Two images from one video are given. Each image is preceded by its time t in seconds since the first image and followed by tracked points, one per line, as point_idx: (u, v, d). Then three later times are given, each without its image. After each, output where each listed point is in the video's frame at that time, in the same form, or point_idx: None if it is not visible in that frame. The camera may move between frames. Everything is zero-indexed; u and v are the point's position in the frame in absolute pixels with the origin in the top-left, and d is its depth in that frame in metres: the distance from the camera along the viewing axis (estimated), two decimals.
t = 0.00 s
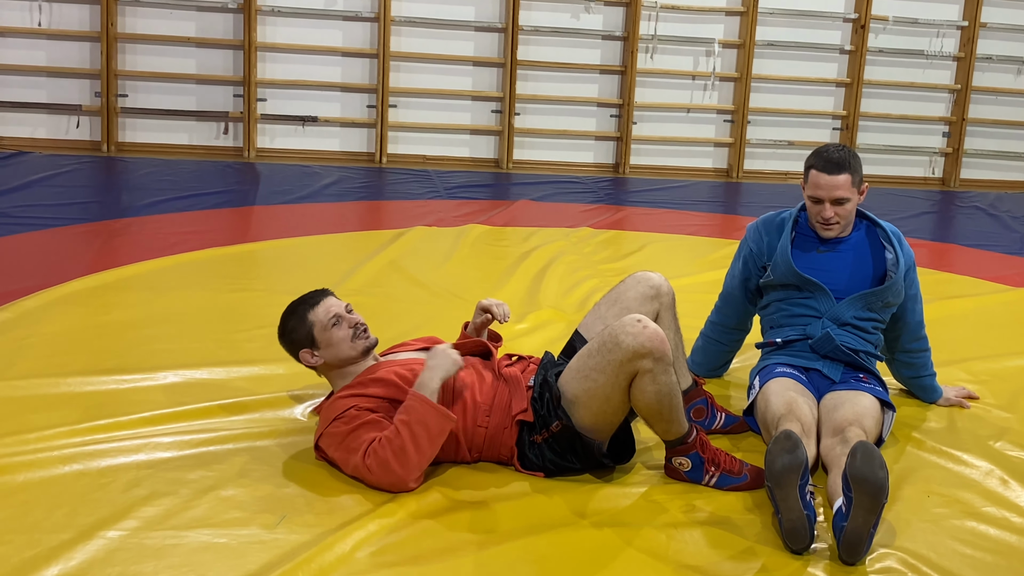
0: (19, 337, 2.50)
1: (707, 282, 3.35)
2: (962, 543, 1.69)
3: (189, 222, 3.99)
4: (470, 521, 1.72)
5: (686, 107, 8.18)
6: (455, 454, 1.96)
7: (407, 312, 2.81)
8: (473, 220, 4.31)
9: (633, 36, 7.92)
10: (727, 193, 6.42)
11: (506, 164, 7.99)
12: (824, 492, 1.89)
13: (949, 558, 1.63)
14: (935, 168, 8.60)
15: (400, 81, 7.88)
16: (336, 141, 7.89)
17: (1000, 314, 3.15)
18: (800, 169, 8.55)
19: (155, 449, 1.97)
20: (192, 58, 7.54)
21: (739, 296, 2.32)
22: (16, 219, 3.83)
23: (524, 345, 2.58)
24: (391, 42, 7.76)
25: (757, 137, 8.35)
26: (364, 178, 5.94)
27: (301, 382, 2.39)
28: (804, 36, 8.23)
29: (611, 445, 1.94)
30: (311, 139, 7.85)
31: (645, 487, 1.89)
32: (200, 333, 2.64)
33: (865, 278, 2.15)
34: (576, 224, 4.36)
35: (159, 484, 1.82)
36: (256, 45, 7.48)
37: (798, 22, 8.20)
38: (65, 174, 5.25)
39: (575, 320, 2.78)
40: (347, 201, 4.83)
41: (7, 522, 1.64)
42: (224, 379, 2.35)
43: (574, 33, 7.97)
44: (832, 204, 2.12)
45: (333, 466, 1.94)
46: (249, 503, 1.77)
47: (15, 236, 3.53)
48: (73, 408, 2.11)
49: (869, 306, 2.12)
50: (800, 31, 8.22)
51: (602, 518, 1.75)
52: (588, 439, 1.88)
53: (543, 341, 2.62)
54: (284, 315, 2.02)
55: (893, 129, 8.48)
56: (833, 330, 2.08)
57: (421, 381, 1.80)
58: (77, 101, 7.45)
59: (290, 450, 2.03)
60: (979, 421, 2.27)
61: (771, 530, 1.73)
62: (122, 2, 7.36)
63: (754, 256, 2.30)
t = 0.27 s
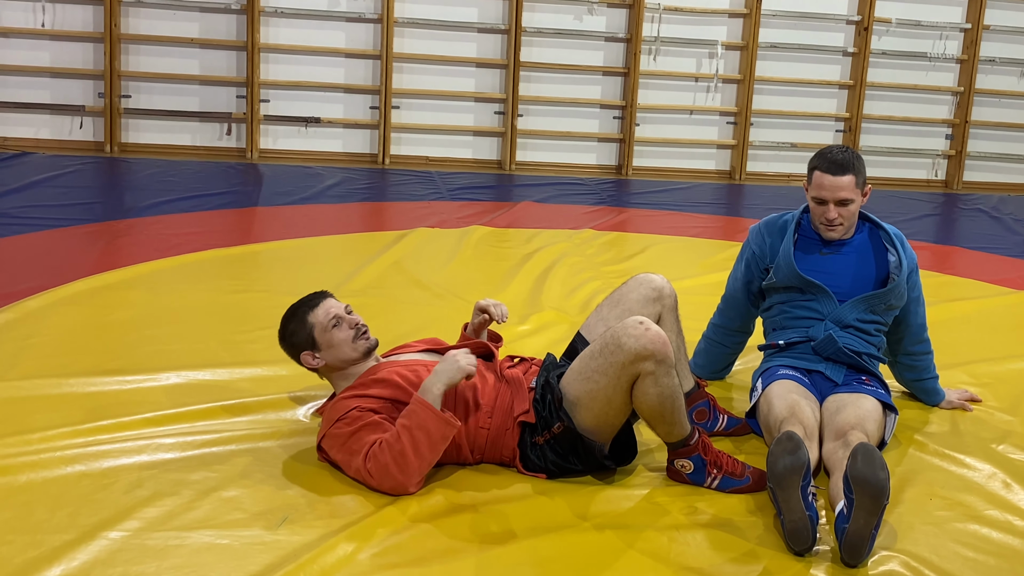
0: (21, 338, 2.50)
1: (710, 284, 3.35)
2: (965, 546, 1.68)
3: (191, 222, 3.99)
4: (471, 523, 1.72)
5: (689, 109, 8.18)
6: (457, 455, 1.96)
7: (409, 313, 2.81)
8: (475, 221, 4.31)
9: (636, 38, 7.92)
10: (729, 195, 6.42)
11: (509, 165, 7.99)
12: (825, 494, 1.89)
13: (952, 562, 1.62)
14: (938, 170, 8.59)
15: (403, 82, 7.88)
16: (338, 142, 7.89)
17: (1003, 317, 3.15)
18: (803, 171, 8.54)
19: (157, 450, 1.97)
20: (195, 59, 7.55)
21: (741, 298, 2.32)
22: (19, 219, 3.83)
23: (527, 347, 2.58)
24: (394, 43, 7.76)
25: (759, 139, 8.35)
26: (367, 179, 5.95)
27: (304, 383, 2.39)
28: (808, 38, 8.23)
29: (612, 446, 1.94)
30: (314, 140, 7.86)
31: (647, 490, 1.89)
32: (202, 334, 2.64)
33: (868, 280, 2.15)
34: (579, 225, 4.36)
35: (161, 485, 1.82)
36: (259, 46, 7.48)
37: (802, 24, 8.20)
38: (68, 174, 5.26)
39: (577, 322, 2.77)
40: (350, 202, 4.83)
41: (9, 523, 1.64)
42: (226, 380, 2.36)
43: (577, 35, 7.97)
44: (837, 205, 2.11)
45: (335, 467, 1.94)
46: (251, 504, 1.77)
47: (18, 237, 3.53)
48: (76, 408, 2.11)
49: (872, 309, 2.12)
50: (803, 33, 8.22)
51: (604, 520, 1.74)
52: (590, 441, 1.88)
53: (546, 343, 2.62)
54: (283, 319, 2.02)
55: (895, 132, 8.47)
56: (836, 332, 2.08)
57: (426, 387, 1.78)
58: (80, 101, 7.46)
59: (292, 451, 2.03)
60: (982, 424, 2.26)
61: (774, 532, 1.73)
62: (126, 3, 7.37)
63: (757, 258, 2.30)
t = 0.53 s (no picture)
0: (23, 338, 2.50)
1: (712, 286, 3.35)
2: (966, 549, 1.68)
3: (193, 224, 4.00)
4: (473, 525, 1.72)
5: (691, 111, 8.18)
6: (458, 457, 1.96)
7: (411, 315, 2.81)
8: (477, 223, 4.31)
9: (638, 39, 7.92)
10: (732, 197, 6.42)
11: (511, 167, 7.99)
12: (826, 496, 1.89)
13: (953, 564, 1.63)
14: (940, 173, 8.59)
15: (405, 84, 7.88)
16: (340, 144, 7.89)
17: (1006, 320, 3.15)
18: (805, 173, 8.54)
19: (159, 451, 1.97)
20: (197, 60, 7.55)
21: (743, 300, 2.32)
22: (22, 220, 3.84)
23: (528, 348, 2.58)
24: (396, 45, 7.77)
25: (762, 141, 8.35)
26: (369, 181, 5.95)
27: (305, 384, 2.39)
28: (810, 40, 8.23)
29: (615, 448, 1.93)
30: (316, 141, 7.86)
31: (649, 491, 1.89)
32: (204, 336, 2.64)
33: (870, 282, 2.15)
34: (581, 227, 4.36)
35: (163, 486, 1.82)
36: (261, 47, 7.49)
37: (805, 26, 8.20)
38: (70, 176, 5.26)
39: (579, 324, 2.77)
40: (353, 204, 4.84)
41: (10, 523, 1.64)
42: (228, 382, 2.36)
43: (579, 37, 7.97)
44: (840, 207, 2.11)
45: (336, 469, 1.95)
46: (253, 506, 1.77)
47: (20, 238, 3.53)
48: (77, 409, 2.11)
49: (873, 311, 2.11)
50: (805, 36, 8.21)
51: (604, 522, 1.74)
52: (592, 444, 1.87)
53: (547, 345, 2.62)
54: (287, 319, 2.00)
55: (897, 134, 8.47)
56: (838, 335, 2.08)
57: (405, 381, 1.83)
58: (83, 103, 7.47)
59: (294, 452, 2.03)
60: (984, 427, 2.26)
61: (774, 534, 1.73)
62: (128, 5, 7.37)
63: (758, 262, 2.30)
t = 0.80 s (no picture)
0: (24, 340, 2.50)
1: (713, 288, 3.35)
2: (967, 551, 1.68)
3: (195, 225, 4.00)
4: (474, 526, 1.71)
5: (692, 112, 8.18)
6: (459, 461, 1.97)
7: (412, 317, 2.81)
8: (478, 224, 4.31)
9: (640, 41, 7.93)
10: (733, 199, 6.42)
11: (512, 168, 8.00)
12: (828, 498, 1.89)
13: (954, 566, 1.62)
14: (942, 174, 8.59)
15: (407, 85, 7.88)
16: (342, 145, 7.90)
17: (1007, 322, 3.15)
18: (807, 175, 8.54)
19: (160, 453, 1.97)
20: (199, 62, 7.55)
21: (744, 303, 2.32)
22: (23, 221, 3.84)
23: (529, 350, 2.58)
24: (397, 47, 7.78)
25: (763, 143, 8.35)
26: (370, 182, 5.95)
27: (306, 386, 2.39)
28: (811, 41, 8.23)
29: (616, 451, 1.92)
30: (317, 143, 7.86)
31: (650, 493, 1.89)
32: (205, 337, 2.64)
33: (871, 285, 2.15)
34: (582, 229, 4.36)
35: (164, 487, 1.83)
36: (263, 49, 7.49)
37: (806, 28, 8.20)
38: (71, 177, 5.26)
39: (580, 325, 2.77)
40: (354, 205, 4.84)
41: (11, 525, 1.64)
42: (229, 383, 2.36)
43: (580, 38, 7.97)
44: (843, 209, 2.11)
45: (338, 471, 1.95)
46: (253, 507, 1.77)
47: (21, 239, 3.54)
48: (78, 411, 2.12)
49: (875, 314, 2.11)
50: (806, 37, 8.21)
51: (605, 524, 1.74)
52: (594, 446, 1.87)
53: (548, 346, 2.62)
54: (294, 316, 1.99)
55: (898, 136, 8.47)
56: (839, 337, 2.08)
57: (421, 380, 1.85)
58: (84, 104, 7.48)
59: (294, 454, 2.03)
60: (985, 428, 2.26)
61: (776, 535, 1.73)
62: (130, 6, 7.38)
63: (759, 265, 2.29)
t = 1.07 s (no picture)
0: (24, 341, 2.51)
1: (714, 288, 3.35)
2: (968, 551, 1.68)
3: (195, 226, 4.00)
4: (475, 527, 1.71)
5: (692, 113, 8.18)
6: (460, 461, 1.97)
7: (412, 318, 2.81)
8: (479, 225, 4.31)
9: (640, 41, 7.93)
10: (734, 199, 6.42)
11: (513, 169, 8.00)
12: (828, 498, 1.89)
13: (954, 566, 1.62)
14: (942, 174, 8.58)
15: (407, 86, 7.88)
16: (342, 146, 7.90)
17: (1008, 322, 3.15)
18: (807, 175, 8.53)
19: (160, 454, 1.97)
20: (198, 63, 7.55)
21: (744, 304, 2.32)
22: (24, 223, 3.84)
23: (530, 351, 2.58)
24: (397, 47, 7.78)
25: (763, 143, 8.35)
26: (371, 183, 5.95)
27: (306, 387, 2.39)
28: (811, 42, 8.22)
29: (616, 452, 1.92)
30: (318, 144, 7.86)
31: (650, 494, 1.89)
32: (205, 338, 2.64)
33: (871, 286, 2.15)
34: (582, 229, 4.36)
35: (165, 488, 1.83)
36: (263, 50, 7.49)
37: (806, 28, 8.19)
38: (72, 178, 5.26)
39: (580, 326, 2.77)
40: (355, 206, 4.84)
41: (11, 526, 1.65)
42: (229, 384, 2.36)
43: (580, 39, 7.97)
44: (844, 209, 2.11)
45: (337, 471, 1.94)
46: (254, 508, 1.77)
47: (22, 240, 3.54)
48: (79, 412, 2.12)
49: (875, 314, 2.11)
50: (806, 37, 8.21)
51: (606, 525, 1.74)
52: (594, 447, 1.87)
53: (549, 347, 2.62)
54: (285, 325, 2.01)
55: (899, 136, 8.46)
56: (839, 338, 2.08)
57: (443, 394, 1.86)
58: (85, 106, 7.49)
59: (295, 455, 2.03)
60: (985, 428, 2.26)
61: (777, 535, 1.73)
62: (130, 7, 7.39)
63: (760, 266, 2.29)
